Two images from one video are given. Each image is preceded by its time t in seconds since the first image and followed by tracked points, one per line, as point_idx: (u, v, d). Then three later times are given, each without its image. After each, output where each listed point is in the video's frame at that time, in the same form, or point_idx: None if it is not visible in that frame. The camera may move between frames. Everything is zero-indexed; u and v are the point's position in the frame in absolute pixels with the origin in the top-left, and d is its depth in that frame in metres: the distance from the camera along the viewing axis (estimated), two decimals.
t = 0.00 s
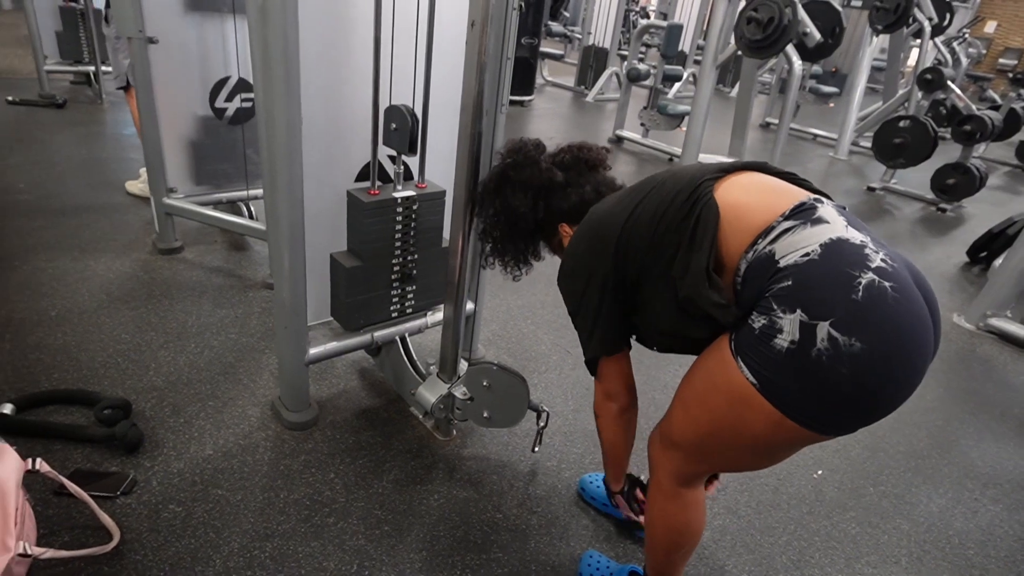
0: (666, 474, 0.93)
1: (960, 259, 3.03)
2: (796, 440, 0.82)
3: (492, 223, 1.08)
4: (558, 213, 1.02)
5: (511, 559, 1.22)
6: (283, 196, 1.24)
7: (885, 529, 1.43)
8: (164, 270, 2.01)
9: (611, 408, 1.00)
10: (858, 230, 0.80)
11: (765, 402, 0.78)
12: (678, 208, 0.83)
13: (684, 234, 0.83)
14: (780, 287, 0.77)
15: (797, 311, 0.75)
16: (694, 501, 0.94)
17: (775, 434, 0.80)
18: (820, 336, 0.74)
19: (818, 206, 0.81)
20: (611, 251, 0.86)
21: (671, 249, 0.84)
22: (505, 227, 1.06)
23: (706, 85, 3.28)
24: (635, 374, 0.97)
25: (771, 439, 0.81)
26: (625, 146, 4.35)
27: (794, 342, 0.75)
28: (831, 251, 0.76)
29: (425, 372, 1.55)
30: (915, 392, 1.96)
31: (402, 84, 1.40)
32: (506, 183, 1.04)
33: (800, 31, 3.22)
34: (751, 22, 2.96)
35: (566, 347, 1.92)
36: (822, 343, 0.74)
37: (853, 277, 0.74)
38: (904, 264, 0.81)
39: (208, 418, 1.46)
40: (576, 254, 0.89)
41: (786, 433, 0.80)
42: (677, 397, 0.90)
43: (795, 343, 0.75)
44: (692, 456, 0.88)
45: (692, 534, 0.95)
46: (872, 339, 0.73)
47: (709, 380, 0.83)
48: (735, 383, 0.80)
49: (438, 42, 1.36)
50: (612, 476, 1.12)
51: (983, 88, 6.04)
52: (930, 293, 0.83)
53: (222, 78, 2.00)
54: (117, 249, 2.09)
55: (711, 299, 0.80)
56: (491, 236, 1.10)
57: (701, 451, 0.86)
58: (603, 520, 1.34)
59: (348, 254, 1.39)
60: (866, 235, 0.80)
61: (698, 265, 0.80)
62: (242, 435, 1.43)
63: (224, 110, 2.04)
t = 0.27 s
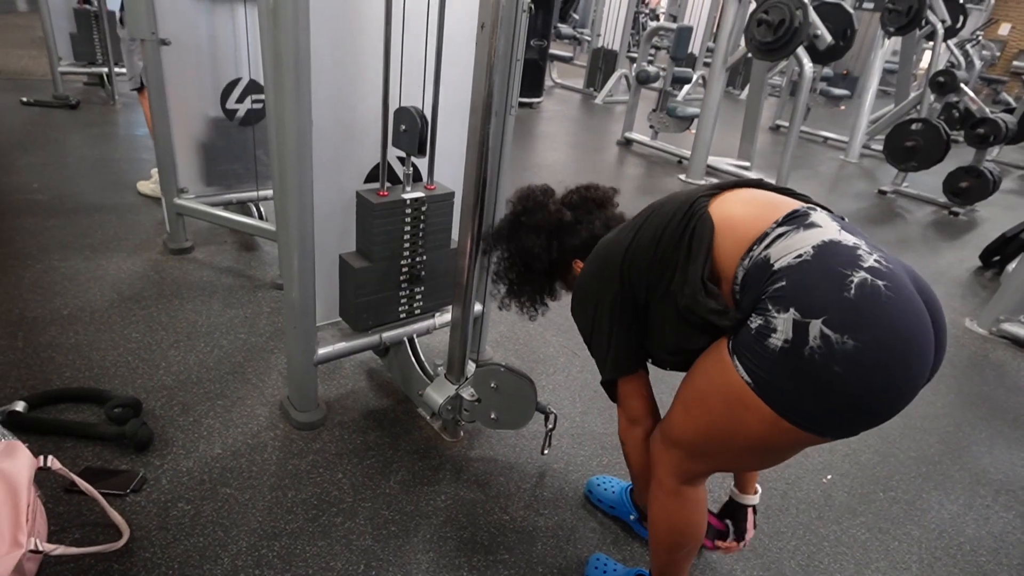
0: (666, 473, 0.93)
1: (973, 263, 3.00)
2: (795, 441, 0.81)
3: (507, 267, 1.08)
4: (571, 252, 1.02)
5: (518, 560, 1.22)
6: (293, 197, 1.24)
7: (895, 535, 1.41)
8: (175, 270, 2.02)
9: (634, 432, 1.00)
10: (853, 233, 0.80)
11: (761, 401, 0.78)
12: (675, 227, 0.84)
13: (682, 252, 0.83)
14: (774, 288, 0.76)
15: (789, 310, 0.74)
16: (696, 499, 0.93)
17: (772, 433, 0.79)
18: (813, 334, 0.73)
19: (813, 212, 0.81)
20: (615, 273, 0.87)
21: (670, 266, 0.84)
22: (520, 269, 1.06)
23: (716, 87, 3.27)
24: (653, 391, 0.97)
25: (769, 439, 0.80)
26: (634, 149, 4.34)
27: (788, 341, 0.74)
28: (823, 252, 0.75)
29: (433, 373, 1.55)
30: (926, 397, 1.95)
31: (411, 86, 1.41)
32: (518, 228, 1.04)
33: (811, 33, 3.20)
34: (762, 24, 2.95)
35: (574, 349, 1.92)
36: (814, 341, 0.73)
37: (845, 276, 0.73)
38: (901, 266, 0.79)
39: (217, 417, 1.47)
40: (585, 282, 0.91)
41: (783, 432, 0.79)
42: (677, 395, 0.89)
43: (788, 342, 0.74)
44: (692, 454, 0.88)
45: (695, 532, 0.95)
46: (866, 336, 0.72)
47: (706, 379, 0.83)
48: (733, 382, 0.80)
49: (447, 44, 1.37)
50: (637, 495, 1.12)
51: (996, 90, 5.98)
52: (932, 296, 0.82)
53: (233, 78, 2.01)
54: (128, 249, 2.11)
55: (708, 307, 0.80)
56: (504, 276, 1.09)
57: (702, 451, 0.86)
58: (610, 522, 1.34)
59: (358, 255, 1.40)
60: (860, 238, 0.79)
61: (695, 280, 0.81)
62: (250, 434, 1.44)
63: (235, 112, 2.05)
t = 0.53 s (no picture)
0: (668, 469, 0.93)
1: (983, 264, 2.98)
2: (791, 440, 0.80)
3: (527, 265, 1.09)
4: (587, 251, 1.02)
5: (523, 562, 1.22)
6: (299, 199, 1.25)
7: (903, 538, 1.40)
8: (182, 271, 2.03)
9: (631, 425, 1.00)
10: (853, 233, 0.78)
11: (753, 400, 0.77)
12: (676, 227, 0.84)
13: (682, 251, 0.83)
14: (767, 287, 0.76)
15: (781, 309, 0.74)
16: (697, 496, 0.93)
17: (768, 432, 0.79)
18: (802, 333, 0.73)
19: (813, 212, 0.80)
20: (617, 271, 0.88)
21: (670, 265, 0.84)
22: (538, 269, 1.07)
23: (723, 88, 3.26)
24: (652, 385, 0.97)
25: (765, 438, 0.80)
26: (640, 150, 4.33)
27: (778, 340, 0.74)
28: (818, 251, 0.74)
29: (438, 374, 1.56)
30: (935, 399, 1.93)
31: (417, 87, 1.41)
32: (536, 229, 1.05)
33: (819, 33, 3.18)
34: (769, 24, 2.94)
35: (579, 351, 1.91)
36: (803, 340, 0.73)
37: (836, 276, 0.72)
38: (900, 267, 0.78)
39: (223, 417, 1.47)
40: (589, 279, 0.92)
41: (775, 431, 0.79)
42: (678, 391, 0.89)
43: (778, 341, 0.74)
44: (691, 451, 0.88)
45: (697, 531, 0.94)
46: (855, 337, 0.71)
47: (704, 376, 0.83)
48: (728, 380, 0.79)
49: (453, 45, 1.37)
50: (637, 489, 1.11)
51: (1007, 90, 5.93)
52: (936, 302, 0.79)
53: (240, 80, 2.02)
54: (137, 250, 2.12)
55: (703, 306, 0.80)
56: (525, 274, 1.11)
57: (701, 448, 0.86)
58: (615, 524, 1.33)
59: (363, 256, 1.40)
60: (859, 238, 0.78)
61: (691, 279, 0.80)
62: (257, 435, 1.44)
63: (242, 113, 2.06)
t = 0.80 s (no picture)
0: (677, 463, 0.93)
1: (988, 263, 2.96)
2: (800, 434, 0.80)
3: (527, 247, 1.07)
4: (589, 231, 1.02)
5: (526, 562, 1.22)
6: (302, 200, 1.25)
7: (908, 539, 1.40)
8: (186, 272, 2.04)
9: (639, 412, 1.00)
10: (859, 224, 0.78)
11: (761, 394, 0.78)
12: (682, 215, 0.84)
13: (688, 241, 0.83)
14: (774, 280, 0.76)
15: (788, 303, 0.74)
16: (707, 494, 0.93)
17: (776, 428, 0.79)
18: (809, 327, 0.73)
19: (819, 202, 0.80)
20: (622, 260, 0.87)
21: (676, 254, 0.84)
22: (538, 250, 1.05)
23: (726, 87, 3.25)
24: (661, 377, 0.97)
25: (773, 435, 0.80)
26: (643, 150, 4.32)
27: (786, 333, 0.74)
28: (824, 243, 0.74)
29: (441, 374, 1.56)
30: (940, 400, 1.92)
31: (420, 87, 1.41)
32: (538, 209, 1.03)
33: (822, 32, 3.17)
34: (772, 23, 2.93)
35: (582, 351, 1.91)
36: (811, 334, 0.72)
37: (843, 268, 0.72)
38: (907, 257, 0.77)
39: (227, 418, 1.48)
40: (594, 266, 0.91)
41: (783, 427, 0.79)
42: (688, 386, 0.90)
43: (786, 334, 0.74)
44: (700, 446, 0.88)
45: (702, 531, 0.94)
46: (863, 330, 0.71)
47: (713, 370, 0.83)
48: (738, 375, 0.79)
49: (456, 45, 1.37)
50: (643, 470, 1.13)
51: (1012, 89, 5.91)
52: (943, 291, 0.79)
53: (243, 83, 2.03)
54: (141, 251, 2.13)
55: (710, 298, 0.80)
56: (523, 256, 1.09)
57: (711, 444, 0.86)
58: (619, 525, 1.33)
59: (367, 256, 1.40)
60: (866, 229, 0.77)
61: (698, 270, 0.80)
62: (261, 435, 1.44)
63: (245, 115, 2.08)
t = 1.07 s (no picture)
0: (686, 466, 0.93)
1: (991, 264, 2.96)
2: (816, 429, 0.81)
3: (510, 260, 1.06)
4: (575, 240, 1.00)
5: (528, 564, 1.22)
6: (303, 201, 1.25)
7: (910, 540, 1.40)
8: (189, 273, 2.04)
9: (642, 420, 0.99)
10: (862, 218, 0.79)
11: (780, 392, 0.78)
12: (684, 218, 0.83)
13: (693, 243, 0.82)
14: (786, 278, 0.76)
15: (804, 300, 0.74)
16: (715, 496, 0.93)
17: (795, 424, 0.79)
18: (827, 323, 0.73)
19: (820, 199, 0.80)
20: (624, 264, 0.85)
21: (681, 257, 0.83)
22: (523, 263, 1.04)
23: (727, 88, 3.25)
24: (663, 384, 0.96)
25: (791, 431, 0.80)
26: (644, 151, 4.32)
27: (803, 330, 0.74)
28: (834, 239, 0.75)
29: (443, 376, 1.56)
30: (942, 401, 1.92)
31: (422, 88, 1.41)
32: (521, 219, 1.04)
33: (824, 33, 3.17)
34: (773, 24, 2.93)
35: (584, 352, 1.91)
36: (829, 330, 0.73)
37: (857, 263, 0.73)
38: (912, 248, 0.79)
39: (229, 419, 1.48)
40: (591, 273, 0.89)
41: (802, 422, 0.79)
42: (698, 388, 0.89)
43: (803, 332, 0.74)
44: (713, 448, 0.87)
45: (709, 533, 0.94)
46: (880, 322, 0.72)
47: (726, 370, 0.83)
48: (754, 374, 0.79)
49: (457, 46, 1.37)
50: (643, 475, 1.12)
51: (1014, 90, 5.89)
52: (944, 277, 0.81)
53: (245, 84, 2.04)
54: (143, 253, 2.13)
55: (721, 301, 0.80)
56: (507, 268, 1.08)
57: (725, 445, 0.86)
58: (621, 526, 1.33)
59: (368, 257, 1.40)
60: (870, 223, 0.78)
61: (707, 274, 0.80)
62: (262, 436, 1.45)
63: (247, 117, 2.09)
